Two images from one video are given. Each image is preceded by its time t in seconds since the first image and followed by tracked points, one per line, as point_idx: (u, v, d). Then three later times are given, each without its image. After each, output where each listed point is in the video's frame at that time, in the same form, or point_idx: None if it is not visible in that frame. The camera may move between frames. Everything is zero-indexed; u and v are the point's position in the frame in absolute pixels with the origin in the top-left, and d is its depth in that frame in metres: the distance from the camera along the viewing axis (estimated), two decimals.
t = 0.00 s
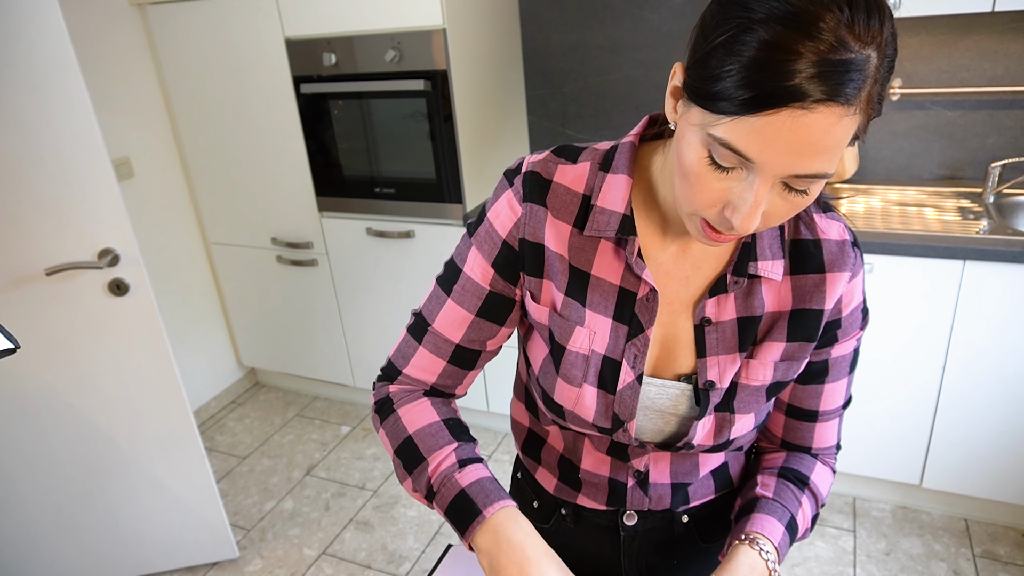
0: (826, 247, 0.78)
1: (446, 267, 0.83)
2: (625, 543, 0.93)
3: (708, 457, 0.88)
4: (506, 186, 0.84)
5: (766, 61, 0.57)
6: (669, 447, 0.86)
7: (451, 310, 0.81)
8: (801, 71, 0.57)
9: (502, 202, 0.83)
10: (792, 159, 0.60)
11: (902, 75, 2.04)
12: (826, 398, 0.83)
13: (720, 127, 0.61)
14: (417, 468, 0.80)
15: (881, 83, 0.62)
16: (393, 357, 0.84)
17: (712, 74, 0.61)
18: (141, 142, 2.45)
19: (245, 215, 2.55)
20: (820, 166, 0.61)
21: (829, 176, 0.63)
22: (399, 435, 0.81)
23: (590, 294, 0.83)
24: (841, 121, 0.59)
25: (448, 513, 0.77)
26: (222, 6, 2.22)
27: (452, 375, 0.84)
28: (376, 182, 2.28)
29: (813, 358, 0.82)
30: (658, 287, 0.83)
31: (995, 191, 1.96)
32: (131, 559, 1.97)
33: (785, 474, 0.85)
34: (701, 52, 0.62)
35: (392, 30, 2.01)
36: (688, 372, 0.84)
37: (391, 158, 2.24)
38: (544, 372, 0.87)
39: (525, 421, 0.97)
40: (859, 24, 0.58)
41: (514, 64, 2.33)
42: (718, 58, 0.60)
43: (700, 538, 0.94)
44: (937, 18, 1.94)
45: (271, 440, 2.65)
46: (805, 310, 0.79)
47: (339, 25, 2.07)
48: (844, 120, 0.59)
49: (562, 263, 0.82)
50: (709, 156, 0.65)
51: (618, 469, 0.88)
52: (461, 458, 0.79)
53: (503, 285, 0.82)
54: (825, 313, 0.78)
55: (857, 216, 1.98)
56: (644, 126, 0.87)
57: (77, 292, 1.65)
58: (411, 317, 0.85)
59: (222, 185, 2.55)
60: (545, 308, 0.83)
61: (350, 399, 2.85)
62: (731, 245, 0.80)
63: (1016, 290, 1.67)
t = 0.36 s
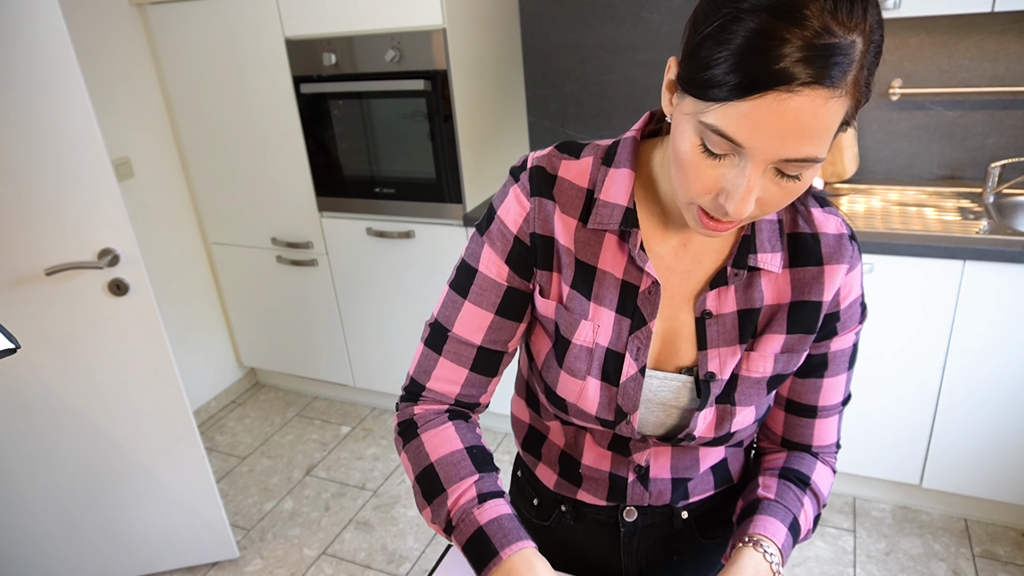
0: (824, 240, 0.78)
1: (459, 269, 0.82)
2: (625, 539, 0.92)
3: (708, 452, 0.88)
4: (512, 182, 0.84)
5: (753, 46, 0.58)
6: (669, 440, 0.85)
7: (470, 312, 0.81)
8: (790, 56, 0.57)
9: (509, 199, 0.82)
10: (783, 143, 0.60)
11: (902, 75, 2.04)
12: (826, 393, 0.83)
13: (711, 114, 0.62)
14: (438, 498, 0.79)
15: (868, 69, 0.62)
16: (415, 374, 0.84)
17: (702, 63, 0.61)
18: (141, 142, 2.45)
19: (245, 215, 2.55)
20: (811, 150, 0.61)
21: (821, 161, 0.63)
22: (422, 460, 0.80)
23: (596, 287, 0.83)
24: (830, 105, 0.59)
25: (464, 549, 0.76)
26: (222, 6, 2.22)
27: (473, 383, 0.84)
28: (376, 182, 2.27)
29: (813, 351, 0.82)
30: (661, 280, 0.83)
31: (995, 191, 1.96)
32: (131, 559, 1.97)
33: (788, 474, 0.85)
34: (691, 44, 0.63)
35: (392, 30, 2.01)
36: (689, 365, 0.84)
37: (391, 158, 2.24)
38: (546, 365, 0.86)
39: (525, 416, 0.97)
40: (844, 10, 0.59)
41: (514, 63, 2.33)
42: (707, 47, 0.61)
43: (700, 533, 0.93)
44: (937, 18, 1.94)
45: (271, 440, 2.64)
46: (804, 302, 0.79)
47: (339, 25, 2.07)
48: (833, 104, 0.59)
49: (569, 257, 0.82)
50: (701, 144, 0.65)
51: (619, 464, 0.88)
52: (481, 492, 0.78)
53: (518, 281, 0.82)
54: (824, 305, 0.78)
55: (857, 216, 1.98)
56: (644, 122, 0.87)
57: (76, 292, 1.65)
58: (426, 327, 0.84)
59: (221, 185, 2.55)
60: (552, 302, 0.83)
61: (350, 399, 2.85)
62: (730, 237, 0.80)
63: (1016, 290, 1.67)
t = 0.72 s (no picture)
0: (819, 240, 0.78)
1: (474, 272, 0.83)
2: (622, 538, 0.92)
3: (705, 451, 0.88)
4: (509, 177, 0.85)
5: (740, 33, 0.59)
6: (666, 439, 0.86)
7: (499, 314, 0.82)
8: (777, 41, 0.58)
9: (507, 192, 0.83)
10: (774, 128, 0.61)
11: (902, 75, 2.03)
12: (821, 395, 0.83)
13: (702, 103, 0.62)
14: (484, 518, 0.80)
15: (857, 58, 0.63)
16: (460, 386, 0.85)
17: (692, 55, 0.62)
18: (141, 141, 2.45)
19: (245, 214, 2.55)
20: (802, 137, 0.62)
21: (814, 149, 0.63)
22: (471, 479, 0.82)
23: (593, 282, 0.83)
24: (820, 90, 0.60)
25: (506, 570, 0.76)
26: (222, 6, 2.22)
27: (516, 386, 0.85)
28: (376, 182, 2.27)
29: (807, 353, 0.82)
30: (658, 276, 0.83)
31: (995, 191, 1.95)
32: (131, 559, 1.97)
33: (784, 474, 0.85)
34: (682, 38, 0.64)
35: (392, 30, 2.01)
36: (687, 363, 0.84)
37: (391, 159, 2.24)
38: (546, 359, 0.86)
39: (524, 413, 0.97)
40: None
41: (514, 63, 2.33)
42: (697, 39, 0.62)
43: (697, 534, 0.93)
44: (937, 18, 1.94)
45: (271, 440, 2.65)
46: (801, 302, 0.79)
47: (339, 25, 2.07)
48: (823, 89, 0.60)
49: (566, 249, 0.82)
50: (694, 135, 0.66)
51: (615, 462, 0.89)
52: (525, 518, 0.77)
53: (531, 273, 0.83)
54: (819, 305, 0.79)
55: (856, 216, 1.97)
56: (643, 117, 0.87)
57: (76, 291, 1.65)
58: (460, 336, 0.85)
59: (222, 185, 2.55)
60: (550, 294, 0.82)
61: (350, 399, 2.85)
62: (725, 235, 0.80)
63: (1016, 289, 1.67)
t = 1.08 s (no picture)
0: (827, 241, 0.78)
1: (477, 265, 0.85)
2: (629, 537, 0.92)
3: (711, 450, 0.88)
4: (515, 176, 0.85)
5: (725, 21, 0.59)
6: (671, 438, 0.86)
7: (492, 307, 0.83)
8: (760, 28, 0.58)
9: (513, 192, 0.84)
10: (760, 116, 0.61)
11: (902, 75, 2.03)
12: (824, 395, 0.83)
13: (690, 94, 0.63)
14: (469, 476, 0.84)
15: (849, 45, 0.62)
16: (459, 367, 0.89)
17: (682, 47, 0.63)
18: (141, 142, 2.45)
19: (245, 215, 2.55)
20: (792, 124, 0.61)
21: (807, 137, 0.63)
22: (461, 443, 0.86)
23: (600, 280, 0.83)
24: (807, 76, 0.60)
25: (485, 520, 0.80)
26: (222, 6, 2.22)
27: (507, 377, 0.87)
28: (376, 182, 2.27)
29: (813, 352, 0.82)
30: (666, 275, 0.83)
31: (995, 191, 1.96)
32: (131, 559, 1.97)
33: (786, 475, 0.85)
34: (674, 33, 0.65)
35: (392, 30, 2.01)
36: (693, 363, 0.84)
37: (391, 159, 2.24)
38: (551, 357, 0.86)
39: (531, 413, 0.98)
40: None
41: (514, 63, 2.32)
42: (686, 32, 0.63)
43: (704, 531, 0.93)
44: (937, 18, 1.94)
45: (271, 440, 2.65)
46: (808, 302, 0.78)
47: (339, 25, 2.07)
48: (811, 75, 0.60)
49: (572, 249, 0.83)
50: (686, 127, 0.66)
51: (622, 462, 0.89)
52: (502, 472, 0.81)
53: (529, 273, 0.83)
54: (825, 306, 0.78)
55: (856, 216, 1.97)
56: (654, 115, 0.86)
57: (77, 291, 1.65)
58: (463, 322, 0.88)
59: (221, 185, 2.55)
60: (556, 293, 0.83)
61: (350, 399, 2.85)
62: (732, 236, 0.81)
63: (1016, 289, 1.67)
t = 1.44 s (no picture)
0: (830, 240, 0.78)
1: (478, 263, 0.85)
2: (627, 542, 0.92)
3: (712, 453, 0.88)
4: (518, 172, 0.85)
5: (704, 20, 0.60)
6: (671, 437, 0.85)
7: (494, 305, 0.83)
8: (740, 26, 0.58)
9: (516, 187, 0.85)
10: (744, 113, 0.61)
11: (902, 75, 2.03)
12: (832, 391, 0.83)
13: (675, 94, 0.63)
14: (482, 484, 0.83)
15: (833, 37, 0.62)
16: (459, 367, 0.88)
17: (665, 48, 0.64)
18: (141, 142, 2.45)
19: (245, 215, 2.55)
20: (777, 120, 0.61)
21: (794, 131, 0.63)
22: (469, 449, 0.85)
23: (600, 278, 0.83)
24: (790, 72, 0.60)
25: (504, 530, 0.80)
26: (222, 6, 2.22)
27: (511, 374, 0.87)
28: (376, 182, 2.27)
29: (817, 351, 0.82)
30: (666, 275, 0.83)
31: (995, 191, 1.96)
32: (131, 559, 1.97)
33: (794, 472, 0.85)
34: (658, 33, 0.65)
35: (392, 30, 2.01)
36: (693, 362, 0.84)
37: (392, 159, 2.25)
38: (551, 355, 0.86)
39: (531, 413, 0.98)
40: None
41: (513, 63, 2.32)
42: (669, 33, 0.63)
43: (704, 538, 0.93)
44: (937, 18, 1.94)
45: (271, 440, 2.65)
46: (810, 302, 0.79)
47: (339, 25, 2.07)
48: (794, 71, 0.60)
49: (574, 245, 0.83)
50: (672, 127, 0.67)
51: (621, 464, 0.89)
52: (515, 480, 0.81)
53: (532, 269, 0.84)
54: (829, 305, 0.78)
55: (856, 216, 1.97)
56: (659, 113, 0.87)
57: (77, 291, 1.66)
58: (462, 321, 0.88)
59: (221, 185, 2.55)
60: (558, 290, 0.83)
61: (350, 399, 2.86)
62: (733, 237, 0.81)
63: (1016, 289, 1.67)
